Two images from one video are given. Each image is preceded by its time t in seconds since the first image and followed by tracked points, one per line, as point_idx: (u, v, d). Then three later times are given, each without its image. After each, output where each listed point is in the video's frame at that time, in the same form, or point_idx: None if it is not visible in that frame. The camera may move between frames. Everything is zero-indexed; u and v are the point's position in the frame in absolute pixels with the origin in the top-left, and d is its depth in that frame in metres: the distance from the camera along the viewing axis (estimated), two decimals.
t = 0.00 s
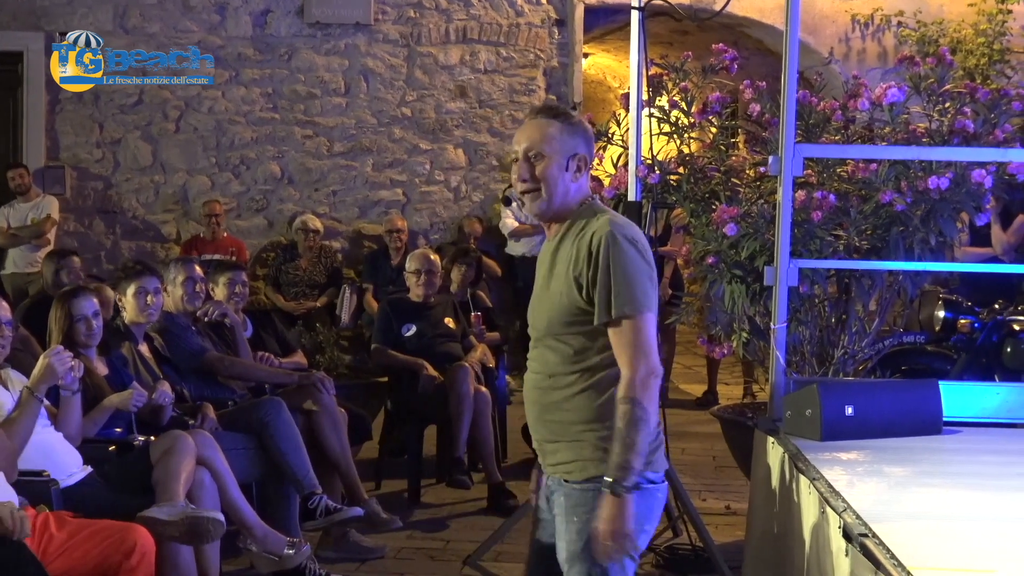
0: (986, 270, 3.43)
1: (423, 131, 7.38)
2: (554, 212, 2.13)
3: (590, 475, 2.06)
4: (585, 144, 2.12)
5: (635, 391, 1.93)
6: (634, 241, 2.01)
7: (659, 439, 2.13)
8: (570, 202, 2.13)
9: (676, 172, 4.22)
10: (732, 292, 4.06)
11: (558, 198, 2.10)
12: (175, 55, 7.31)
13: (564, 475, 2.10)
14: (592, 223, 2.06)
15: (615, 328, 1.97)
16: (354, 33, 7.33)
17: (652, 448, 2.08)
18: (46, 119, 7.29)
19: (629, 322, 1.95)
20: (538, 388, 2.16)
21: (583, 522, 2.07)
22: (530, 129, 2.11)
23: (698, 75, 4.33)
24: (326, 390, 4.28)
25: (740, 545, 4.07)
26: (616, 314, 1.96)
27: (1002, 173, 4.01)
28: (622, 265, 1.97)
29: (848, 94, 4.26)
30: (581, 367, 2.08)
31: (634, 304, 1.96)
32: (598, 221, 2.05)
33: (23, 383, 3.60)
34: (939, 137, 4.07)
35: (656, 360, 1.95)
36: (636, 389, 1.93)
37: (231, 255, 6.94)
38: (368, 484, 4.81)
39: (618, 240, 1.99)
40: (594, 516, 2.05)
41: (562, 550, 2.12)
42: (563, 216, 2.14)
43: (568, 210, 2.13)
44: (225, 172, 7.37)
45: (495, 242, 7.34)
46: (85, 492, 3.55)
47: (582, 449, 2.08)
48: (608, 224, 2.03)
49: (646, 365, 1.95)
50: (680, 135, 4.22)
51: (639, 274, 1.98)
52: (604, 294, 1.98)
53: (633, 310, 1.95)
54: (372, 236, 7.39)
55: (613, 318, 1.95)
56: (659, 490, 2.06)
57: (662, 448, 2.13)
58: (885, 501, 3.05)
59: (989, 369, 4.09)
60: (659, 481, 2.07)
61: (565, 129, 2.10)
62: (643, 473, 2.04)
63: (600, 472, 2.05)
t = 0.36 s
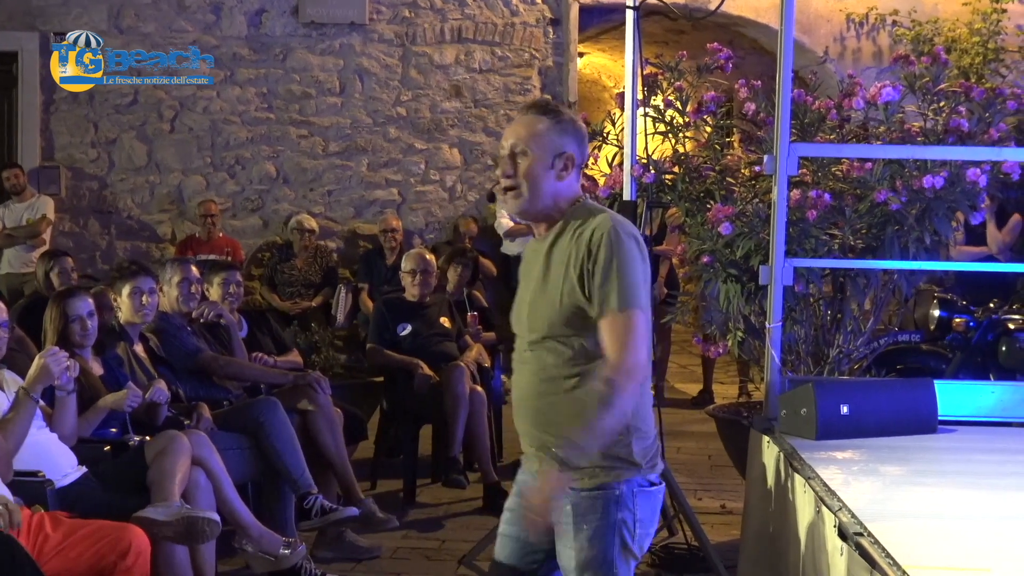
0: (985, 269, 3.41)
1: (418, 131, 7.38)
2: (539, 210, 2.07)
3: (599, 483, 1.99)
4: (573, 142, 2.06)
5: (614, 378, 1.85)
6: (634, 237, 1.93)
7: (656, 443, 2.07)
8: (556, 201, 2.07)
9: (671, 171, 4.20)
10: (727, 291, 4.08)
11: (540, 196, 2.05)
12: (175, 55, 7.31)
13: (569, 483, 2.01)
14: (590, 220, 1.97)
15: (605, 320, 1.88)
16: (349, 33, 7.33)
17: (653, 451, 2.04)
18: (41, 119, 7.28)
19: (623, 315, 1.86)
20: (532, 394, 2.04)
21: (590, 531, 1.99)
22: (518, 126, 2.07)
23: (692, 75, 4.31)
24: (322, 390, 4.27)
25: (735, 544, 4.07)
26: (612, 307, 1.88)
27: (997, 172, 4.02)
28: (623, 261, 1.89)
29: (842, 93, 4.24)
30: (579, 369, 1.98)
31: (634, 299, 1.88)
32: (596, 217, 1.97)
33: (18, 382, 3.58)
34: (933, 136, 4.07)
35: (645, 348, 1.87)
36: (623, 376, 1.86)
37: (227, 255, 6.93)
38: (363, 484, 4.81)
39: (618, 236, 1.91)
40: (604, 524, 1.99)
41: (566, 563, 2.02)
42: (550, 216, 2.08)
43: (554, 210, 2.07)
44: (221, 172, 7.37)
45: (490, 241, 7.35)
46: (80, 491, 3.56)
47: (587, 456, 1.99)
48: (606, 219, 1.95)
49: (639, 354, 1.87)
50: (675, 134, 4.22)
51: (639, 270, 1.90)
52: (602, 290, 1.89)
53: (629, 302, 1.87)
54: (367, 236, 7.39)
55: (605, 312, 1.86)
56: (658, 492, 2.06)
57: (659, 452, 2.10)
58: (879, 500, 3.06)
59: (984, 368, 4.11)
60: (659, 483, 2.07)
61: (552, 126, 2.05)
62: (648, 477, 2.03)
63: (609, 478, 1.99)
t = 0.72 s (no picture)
0: (988, 270, 3.40)
1: (418, 130, 7.38)
2: (486, 207, 2.03)
3: (560, 489, 1.94)
4: (527, 144, 2.00)
5: (474, 333, 1.84)
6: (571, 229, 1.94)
7: (613, 448, 2.02)
8: (503, 199, 2.01)
9: (672, 171, 4.19)
10: (728, 291, 4.08)
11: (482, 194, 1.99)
12: (175, 55, 7.31)
13: (530, 491, 1.96)
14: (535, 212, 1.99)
15: (497, 285, 1.90)
16: (349, 32, 7.33)
17: (612, 456, 2.00)
18: (41, 118, 7.26)
19: (518, 282, 1.88)
20: (483, 398, 2.01)
21: (555, 539, 1.95)
22: (477, 122, 2.03)
23: (693, 74, 4.29)
24: (322, 390, 4.26)
25: (736, 544, 4.07)
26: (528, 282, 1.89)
27: (997, 172, 4.02)
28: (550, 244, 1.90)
29: (843, 93, 4.24)
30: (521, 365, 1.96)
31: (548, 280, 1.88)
32: (541, 210, 1.98)
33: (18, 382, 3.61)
34: (934, 137, 4.07)
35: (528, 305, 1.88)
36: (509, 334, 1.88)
37: (227, 254, 6.90)
38: (363, 484, 4.80)
39: (554, 223, 1.93)
40: (570, 531, 1.94)
41: (533, 574, 1.98)
42: (499, 214, 2.03)
43: (502, 208, 2.02)
44: (221, 171, 7.37)
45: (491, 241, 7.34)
46: (80, 491, 3.56)
47: (545, 461, 1.95)
48: (549, 212, 1.97)
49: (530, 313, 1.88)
50: (675, 134, 4.20)
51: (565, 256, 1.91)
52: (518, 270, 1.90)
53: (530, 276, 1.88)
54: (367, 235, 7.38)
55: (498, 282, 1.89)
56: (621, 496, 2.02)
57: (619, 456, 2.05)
58: (879, 501, 3.06)
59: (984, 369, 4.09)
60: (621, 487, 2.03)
61: (507, 123, 2.00)
62: (611, 482, 1.99)
63: (570, 484, 1.94)
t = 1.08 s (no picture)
0: (996, 270, 3.42)
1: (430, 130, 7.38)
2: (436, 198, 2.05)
3: (494, 480, 2.00)
4: (479, 134, 2.03)
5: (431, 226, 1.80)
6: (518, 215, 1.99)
7: (551, 440, 2.07)
8: (458, 190, 2.04)
9: (684, 172, 4.18)
10: (739, 292, 4.09)
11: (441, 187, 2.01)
12: (175, 55, 7.33)
13: (465, 480, 2.02)
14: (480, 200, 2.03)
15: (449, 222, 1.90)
16: (361, 32, 7.33)
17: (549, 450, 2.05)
18: (54, 118, 7.30)
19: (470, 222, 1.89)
20: (423, 387, 2.06)
21: (481, 530, 2.00)
22: (422, 116, 2.03)
23: (705, 75, 4.27)
24: (335, 390, 4.24)
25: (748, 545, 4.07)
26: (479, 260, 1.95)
27: (1010, 173, 4.02)
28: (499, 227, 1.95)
29: (856, 94, 4.21)
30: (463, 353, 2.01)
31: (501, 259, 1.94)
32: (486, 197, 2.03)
33: (33, 381, 3.61)
34: (947, 137, 4.06)
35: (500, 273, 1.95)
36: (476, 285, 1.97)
37: (238, 255, 6.88)
38: (375, 484, 4.80)
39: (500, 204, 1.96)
40: (497, 523, 2.00)
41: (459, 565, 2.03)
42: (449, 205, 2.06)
43: (459, 199, 2.04)
44: (233, 171, 7.38)
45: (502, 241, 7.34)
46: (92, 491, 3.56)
47: (482, 451, 2.01)
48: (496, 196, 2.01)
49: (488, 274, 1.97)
50: (688, 135, 4.19)
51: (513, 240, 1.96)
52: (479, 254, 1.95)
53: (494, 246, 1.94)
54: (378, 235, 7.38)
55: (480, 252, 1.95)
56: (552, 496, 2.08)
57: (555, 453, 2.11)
58: (892, 501, 3.06)
59: (997, 370, 4.07)
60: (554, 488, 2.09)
61: (456, 115, 2.02)
62: (544, 479, 2.04)
63: (504, 476, 1.99)
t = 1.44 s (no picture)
0: (1011, 272, 3.43)
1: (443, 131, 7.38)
2: (401, 202, 2.07)
3: (463, 489, 1.95)
4: (437, 141, 2.04)
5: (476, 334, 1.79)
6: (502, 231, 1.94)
7: (522, 453, 2.03)
8: (418, 194, 2.06)
9: (697, 173, 4.18)
10: (753, 293, 4.09)
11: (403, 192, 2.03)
12: (175, 55, 7.33)
13: (434, 488, 1.98)
14: (461, 212, 1.98)
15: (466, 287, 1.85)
16: (375, 33, 7.34)
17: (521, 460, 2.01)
18: (68, 119, 7.30)
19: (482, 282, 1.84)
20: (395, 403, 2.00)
21: (450, 537, 1.96)
22: (391, 121, 2.08)
23: (719, 76, 4.26)
24: (347, 390, 4.20)
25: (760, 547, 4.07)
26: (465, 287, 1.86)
27: None
28: (490, 246, 1.89)
29: (870, 95, 4.21)
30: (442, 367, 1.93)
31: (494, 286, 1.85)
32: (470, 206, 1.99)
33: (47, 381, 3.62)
34: (960, 138, 4.05)
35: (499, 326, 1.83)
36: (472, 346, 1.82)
37: (253, 255, 6.92)
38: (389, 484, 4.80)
39: (492, 232, 1.90)
40: (466, 530, 1.96)
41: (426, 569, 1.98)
42: (415, 210, 2.07)
43: (419, 203, 2.06)
44: (247, 172, 7.39)
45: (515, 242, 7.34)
46: (107, 490, 3.58)
47: (452, 461, 1.96)
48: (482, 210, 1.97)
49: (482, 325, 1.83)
50: (701, 136, 4.17)
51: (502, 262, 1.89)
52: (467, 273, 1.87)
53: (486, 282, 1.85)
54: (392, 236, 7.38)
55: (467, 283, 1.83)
56: (523, 505, 2.04)
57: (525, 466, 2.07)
58: (907, 504, 3.05)
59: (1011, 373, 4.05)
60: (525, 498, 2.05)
61: (416, 122, 2.05)
62: (515, 488, 2.00)
63: (473, 484, 1.95)
